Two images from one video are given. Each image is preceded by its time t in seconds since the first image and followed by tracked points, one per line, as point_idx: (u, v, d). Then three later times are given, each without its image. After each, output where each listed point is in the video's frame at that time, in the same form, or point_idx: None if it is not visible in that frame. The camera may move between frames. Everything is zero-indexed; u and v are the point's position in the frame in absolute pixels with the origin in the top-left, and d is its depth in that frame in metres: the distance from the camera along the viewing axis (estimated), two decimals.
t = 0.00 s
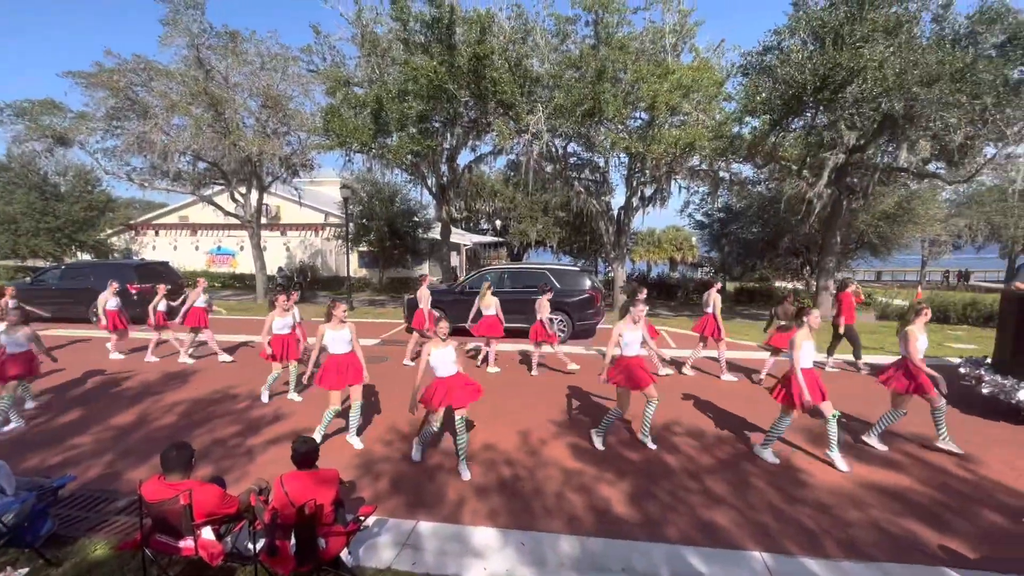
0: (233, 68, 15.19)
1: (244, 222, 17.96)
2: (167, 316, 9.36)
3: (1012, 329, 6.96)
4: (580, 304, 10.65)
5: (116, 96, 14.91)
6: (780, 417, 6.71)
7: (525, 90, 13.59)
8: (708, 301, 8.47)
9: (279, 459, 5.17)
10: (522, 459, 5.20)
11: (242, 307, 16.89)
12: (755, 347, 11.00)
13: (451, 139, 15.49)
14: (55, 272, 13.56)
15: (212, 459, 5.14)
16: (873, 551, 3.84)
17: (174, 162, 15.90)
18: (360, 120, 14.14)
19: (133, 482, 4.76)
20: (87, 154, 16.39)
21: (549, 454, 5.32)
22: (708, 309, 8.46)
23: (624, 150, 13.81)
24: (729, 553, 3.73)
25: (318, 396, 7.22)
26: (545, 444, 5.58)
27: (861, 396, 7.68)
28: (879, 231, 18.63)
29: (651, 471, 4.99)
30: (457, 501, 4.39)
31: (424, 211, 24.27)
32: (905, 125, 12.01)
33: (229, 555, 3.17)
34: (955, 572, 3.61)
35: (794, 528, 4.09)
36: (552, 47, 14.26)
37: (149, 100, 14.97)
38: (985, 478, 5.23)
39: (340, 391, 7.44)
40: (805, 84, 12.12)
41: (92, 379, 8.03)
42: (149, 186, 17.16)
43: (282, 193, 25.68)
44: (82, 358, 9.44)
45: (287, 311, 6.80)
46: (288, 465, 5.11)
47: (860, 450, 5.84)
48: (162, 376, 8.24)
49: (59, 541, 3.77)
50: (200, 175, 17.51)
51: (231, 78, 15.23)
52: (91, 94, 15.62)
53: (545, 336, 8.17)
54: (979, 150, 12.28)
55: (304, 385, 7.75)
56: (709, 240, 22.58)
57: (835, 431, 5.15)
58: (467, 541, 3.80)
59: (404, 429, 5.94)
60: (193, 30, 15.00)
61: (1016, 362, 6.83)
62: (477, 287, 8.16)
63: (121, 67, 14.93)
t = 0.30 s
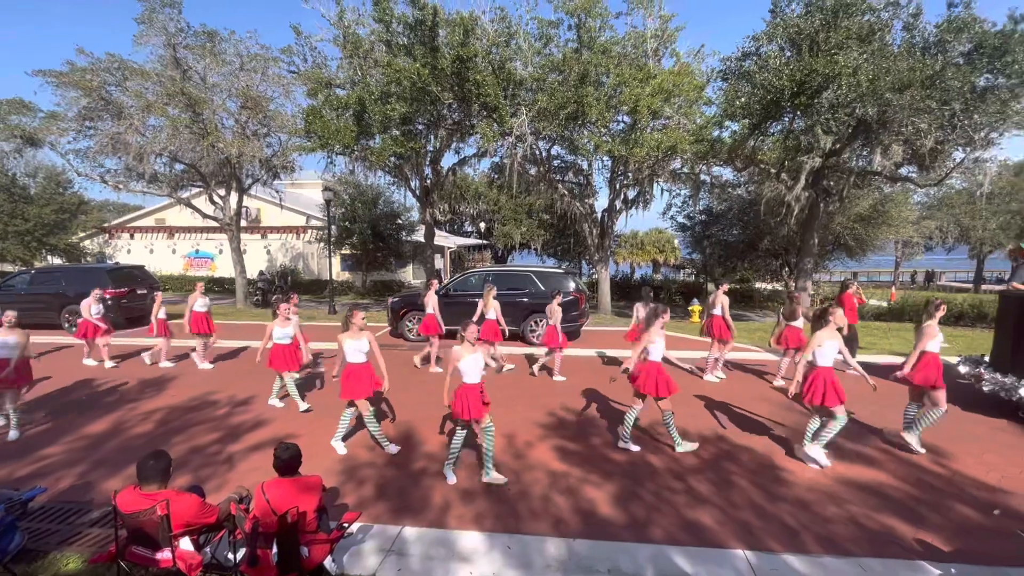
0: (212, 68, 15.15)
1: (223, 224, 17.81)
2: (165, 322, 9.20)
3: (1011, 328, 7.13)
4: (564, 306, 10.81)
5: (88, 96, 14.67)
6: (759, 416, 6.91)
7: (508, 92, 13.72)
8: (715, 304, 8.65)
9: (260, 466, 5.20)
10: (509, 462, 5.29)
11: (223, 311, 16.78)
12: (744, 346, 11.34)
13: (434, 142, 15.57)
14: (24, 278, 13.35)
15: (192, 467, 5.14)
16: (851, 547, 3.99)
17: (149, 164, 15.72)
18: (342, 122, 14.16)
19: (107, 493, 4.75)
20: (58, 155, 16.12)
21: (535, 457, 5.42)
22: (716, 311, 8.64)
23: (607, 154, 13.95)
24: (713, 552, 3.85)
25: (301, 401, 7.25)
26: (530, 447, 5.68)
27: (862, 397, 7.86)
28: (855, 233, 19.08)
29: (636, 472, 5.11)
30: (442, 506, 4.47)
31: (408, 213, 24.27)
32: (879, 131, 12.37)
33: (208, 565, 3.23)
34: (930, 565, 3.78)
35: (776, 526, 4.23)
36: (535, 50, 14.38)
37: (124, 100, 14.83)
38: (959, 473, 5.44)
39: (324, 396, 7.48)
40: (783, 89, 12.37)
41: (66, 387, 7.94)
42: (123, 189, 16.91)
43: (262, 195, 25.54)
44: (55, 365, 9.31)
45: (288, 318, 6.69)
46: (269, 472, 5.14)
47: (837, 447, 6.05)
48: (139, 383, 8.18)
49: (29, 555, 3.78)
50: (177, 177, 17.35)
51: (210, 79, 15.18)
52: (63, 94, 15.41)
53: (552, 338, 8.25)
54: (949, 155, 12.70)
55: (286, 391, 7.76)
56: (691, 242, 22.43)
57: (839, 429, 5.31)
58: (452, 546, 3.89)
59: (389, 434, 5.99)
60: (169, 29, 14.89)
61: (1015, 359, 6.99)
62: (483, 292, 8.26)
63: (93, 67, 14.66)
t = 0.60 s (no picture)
0: (185, 66, 14.99)
1: (198, 226, 17.59)
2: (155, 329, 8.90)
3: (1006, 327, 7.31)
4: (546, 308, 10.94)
5: (54, 94, 14.39)
6: (735, 417, 7.09)
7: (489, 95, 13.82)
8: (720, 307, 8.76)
9: (237, 474, 5.15)
10: (491, 466, 5.34)
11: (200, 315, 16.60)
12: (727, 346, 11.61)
13: (415, 143, 15.61)
14: None
15: (165, 476, 5.07)
16: (826, 542, 4.13)
17: (119, 164, 15.47)
18: (321, 123, 14.14)
19: (74, 505, 4.65)
20: (23, 155, 15.76)
21: (517, 459, 5.49)
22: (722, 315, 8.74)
23: (587, 157, 14.09)
24: (693, 550, 3.96)
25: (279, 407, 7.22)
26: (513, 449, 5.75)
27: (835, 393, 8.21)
28: (828, 235, 19.55)
29: (618, 473, 5.22)
30: (424, 511, 4.49)
31: (389, 215, 24.22)
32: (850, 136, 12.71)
33: None
34: (902, 558, 3.93)
35: (754, 523, 4.37)
36: (516, 53, 14.50)
37: (92, 98, 14.59)
38: (928, 467, 5.66)
39: (302, 401, 7.46)
40: (758, 95, 12.59)
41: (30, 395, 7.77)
42: (92, 189, 16.58)
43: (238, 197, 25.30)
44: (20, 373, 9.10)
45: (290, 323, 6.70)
46: (245, 479, 5.10)
47: (811, 444, 6.23)
48: (108, 391, 8.04)
49: None
50: (149, 178, 17.11)
51: (183, 77, 15.03)
52: (28, 92, 15.06)
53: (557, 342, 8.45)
54: (916, 159, 13.13)
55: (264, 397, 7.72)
56: (670, 244, 22.81)
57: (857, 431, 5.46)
58: (435, 551, 3.92)
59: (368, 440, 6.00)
60: (141, 26, 14.67)
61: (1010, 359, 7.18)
62: (484, 298, 8.35)
63: (60, 64, 14.45)
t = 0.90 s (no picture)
0: (155, 64, 14.79)
1: (170, 229, 17.32)
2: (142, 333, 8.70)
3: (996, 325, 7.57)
4: (526, 310, 11.03)
5: (17, 91, 14.08)
6: (710, 417, 7.24)
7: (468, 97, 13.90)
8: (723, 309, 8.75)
9: (209, 482, 5.07)
10: (471, 469, 5.36)
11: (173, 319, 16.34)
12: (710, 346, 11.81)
13: (394, 145, 15.62)
14: None
15: (133, 486, 4.96)
16: (799, 537, 4.27)
17: (86, 164, 15.16)
18: (297, 123, 14.10)
19: (36, 518, 4.52)
20: None
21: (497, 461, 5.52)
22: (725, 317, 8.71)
23: (566, 159, 14.23)
24: (672, 549, 4.04)
25: (254, 414, 7.13)
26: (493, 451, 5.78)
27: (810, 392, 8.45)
28: (801, 237, 19.98)
29: (598, 474, 5.30)
30: (403, 516, 4.48)
31: (367, 217, 24.12)
32: (821, 140, 13.03)
33: None
34: (871, 552, 4.08)
35: (730, 521, 4.49)
36: (495, 56, 14.60)
37: (57, 96, 14.32)
38: (896, 462, 5.89)
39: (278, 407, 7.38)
40: (733, 99, 12.85)
41: None
42: (57, 190, 16.21)
43: (211, 198, 25.00)
44: None
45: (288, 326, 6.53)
46: (218, 487, 5.03)
47: (786, 441, 6.42)
48: (75, 399, 7.87)
49: None
50: (117, 179, 16.78)
51: (153, 76, 14.82)
52: None
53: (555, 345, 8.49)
54: (883, 164, 13.53)
55: (238, 403, 7.62)
56: (648, 246, 23.17)
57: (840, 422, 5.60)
58: (413, 557, 3.90)
59: (346, 445, 5.98)
60: (108, 23, 14.39)
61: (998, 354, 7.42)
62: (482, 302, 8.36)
63: (23, 60, 14.20)
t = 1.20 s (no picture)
0: (124, 62, 14.53)
1: (139, 231, 17.02)
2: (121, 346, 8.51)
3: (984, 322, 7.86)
4: (506, 313, 11.11)
5: None
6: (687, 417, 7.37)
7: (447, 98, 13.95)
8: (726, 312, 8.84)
9: (180, 492, 4.98)
10: (450, 472, 5.37)
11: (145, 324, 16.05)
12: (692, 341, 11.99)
13: (372, 147, 15.71)
14: None
15: (100, 498, 4.84)
16: (775, 534, 4.40)
17: (50, 164, 14.81)
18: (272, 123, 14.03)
19: None
20: None
21: (477, 465, 5.55)
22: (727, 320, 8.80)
23: (546, 162, 14.33)
24: (651, 548, 4.11)
25: (226, 420, 7.02)
26: (473, 454, 5.81)
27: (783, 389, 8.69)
28: (775, 239, 20.38)
29: (578, 476, 5.37)
30: (381, 522, 4.46)
31: (346, 219, 23.98)
32: (793, 145, 13.34)
33: None
34: (843, 546, 4.21)
35: (708, 519, 4.60)
36: (475, 58, 14.67)
37: (18, 93, 14.01)
38: (866, 458, 6.09)
39: (252, 413, 7.30)
40: (708, 104, 13.11)
41: None
42: (20, 191, 15.83)
43: (183, 199, 24.67)
44: None
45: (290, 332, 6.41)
46: (189, 496, 4.94)
47: (761, 440, 6.58)
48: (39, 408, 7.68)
49: None
50: (83, 179, 16.43)
51: (122, 73, 14.57)
52: None
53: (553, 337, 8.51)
54: (853, 168, 13.91)
55: (211, 410, 7.51)
56: (627, 248, 23.47)
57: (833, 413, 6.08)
58: (391, 563, 3.87)
59: (323, 450, 5.94)
60: (74, 18, 14.09)
61: (986, 352, 7.71)
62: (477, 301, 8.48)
63: None
